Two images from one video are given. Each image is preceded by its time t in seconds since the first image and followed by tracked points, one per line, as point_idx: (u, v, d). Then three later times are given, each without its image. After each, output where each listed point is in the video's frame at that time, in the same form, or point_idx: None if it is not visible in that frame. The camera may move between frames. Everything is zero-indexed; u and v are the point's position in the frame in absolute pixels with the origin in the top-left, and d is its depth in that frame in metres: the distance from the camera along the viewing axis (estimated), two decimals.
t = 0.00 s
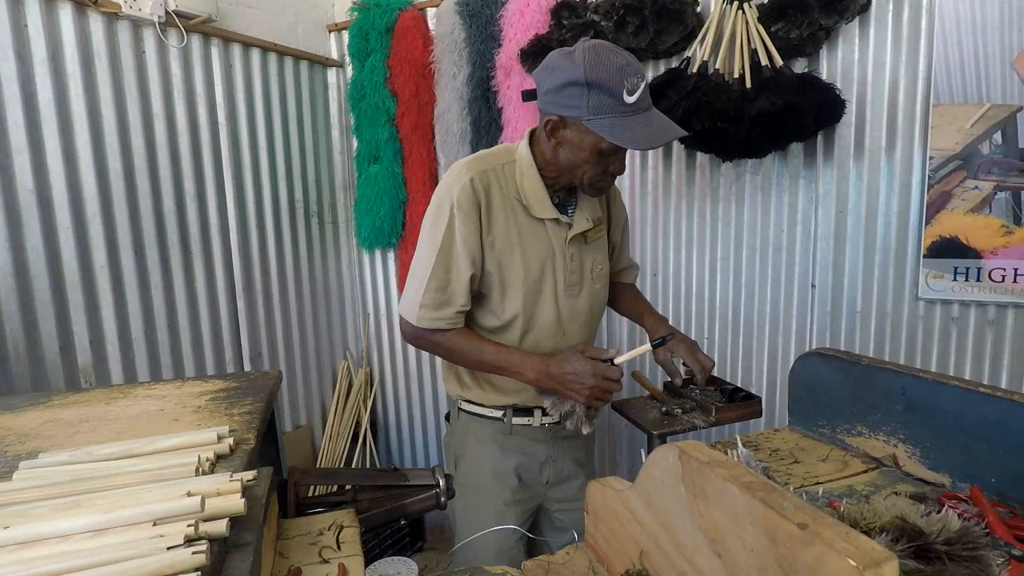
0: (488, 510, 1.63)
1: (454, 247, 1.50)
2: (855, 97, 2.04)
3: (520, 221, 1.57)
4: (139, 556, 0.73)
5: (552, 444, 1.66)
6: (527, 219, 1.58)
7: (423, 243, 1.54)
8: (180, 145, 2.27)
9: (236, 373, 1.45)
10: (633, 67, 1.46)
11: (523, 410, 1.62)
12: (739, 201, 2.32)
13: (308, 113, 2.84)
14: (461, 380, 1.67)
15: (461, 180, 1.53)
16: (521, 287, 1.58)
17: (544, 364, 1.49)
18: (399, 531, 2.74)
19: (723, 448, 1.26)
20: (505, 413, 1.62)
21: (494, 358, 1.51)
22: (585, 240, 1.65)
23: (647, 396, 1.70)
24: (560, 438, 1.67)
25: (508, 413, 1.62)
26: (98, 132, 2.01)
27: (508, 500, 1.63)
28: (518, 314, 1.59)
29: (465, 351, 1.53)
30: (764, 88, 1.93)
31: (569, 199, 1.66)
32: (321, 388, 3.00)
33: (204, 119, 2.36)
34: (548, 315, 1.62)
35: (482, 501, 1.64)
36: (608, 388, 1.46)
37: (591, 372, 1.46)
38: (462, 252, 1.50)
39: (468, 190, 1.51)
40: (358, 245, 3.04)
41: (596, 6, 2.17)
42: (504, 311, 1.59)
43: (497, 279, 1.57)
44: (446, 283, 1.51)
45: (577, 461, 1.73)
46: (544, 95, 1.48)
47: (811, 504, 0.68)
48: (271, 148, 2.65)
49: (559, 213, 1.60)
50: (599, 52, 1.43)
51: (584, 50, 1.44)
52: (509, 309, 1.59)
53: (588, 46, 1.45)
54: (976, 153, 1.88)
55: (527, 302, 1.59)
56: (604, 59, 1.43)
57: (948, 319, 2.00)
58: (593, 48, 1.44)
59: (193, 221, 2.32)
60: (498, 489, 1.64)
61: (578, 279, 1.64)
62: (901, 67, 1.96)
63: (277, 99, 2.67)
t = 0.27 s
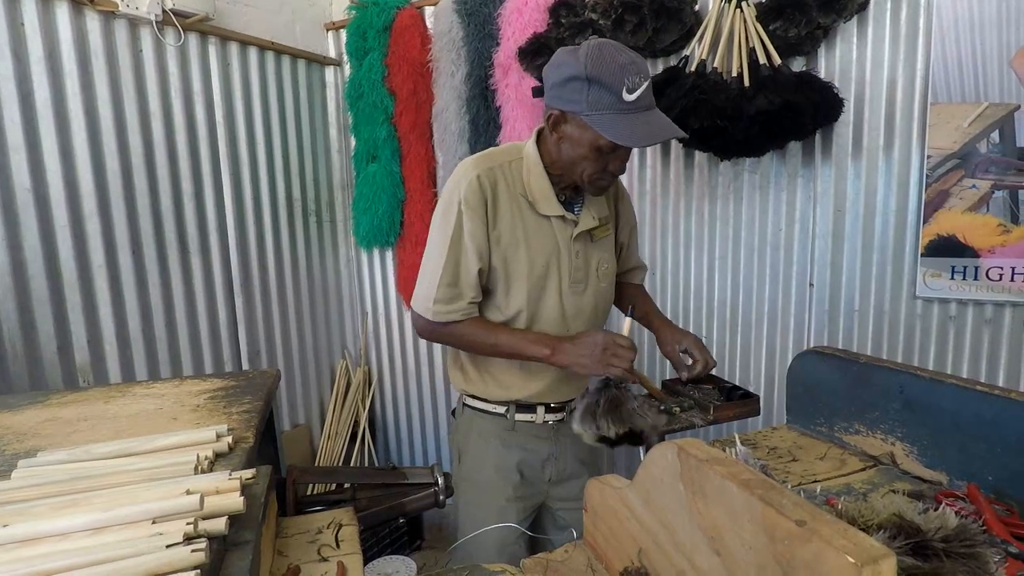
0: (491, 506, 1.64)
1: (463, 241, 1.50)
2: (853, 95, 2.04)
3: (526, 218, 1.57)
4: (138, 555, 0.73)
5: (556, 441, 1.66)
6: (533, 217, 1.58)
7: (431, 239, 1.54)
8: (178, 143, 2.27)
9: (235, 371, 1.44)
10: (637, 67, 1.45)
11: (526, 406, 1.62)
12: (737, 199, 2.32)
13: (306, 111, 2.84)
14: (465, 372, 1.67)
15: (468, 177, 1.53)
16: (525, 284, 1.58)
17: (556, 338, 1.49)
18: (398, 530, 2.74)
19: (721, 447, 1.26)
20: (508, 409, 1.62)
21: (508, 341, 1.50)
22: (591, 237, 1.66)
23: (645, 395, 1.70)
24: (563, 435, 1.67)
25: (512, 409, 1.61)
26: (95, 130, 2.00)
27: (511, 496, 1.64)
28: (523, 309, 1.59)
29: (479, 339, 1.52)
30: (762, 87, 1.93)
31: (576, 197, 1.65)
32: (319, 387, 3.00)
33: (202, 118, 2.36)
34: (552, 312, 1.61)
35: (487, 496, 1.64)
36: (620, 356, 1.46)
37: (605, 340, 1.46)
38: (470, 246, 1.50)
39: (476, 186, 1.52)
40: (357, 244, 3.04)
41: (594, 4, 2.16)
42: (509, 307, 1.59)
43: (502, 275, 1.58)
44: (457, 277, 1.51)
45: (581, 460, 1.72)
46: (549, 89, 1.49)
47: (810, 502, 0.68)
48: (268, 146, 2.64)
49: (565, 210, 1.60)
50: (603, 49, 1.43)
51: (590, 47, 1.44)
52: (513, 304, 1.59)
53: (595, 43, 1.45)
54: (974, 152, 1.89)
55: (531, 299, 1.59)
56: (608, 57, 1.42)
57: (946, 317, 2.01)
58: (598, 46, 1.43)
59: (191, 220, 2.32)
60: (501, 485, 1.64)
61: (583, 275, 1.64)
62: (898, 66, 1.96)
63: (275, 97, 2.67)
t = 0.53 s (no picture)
0: (492, 506, 1.64)
1: (470, 239, 1.51)
2: (851, 96, 2.04)
3: (530, 219, 1.58)
4: (140, 556, 0.73)
5: (556, 442, 1.66)
6: (537, 218, 1.58)
7: (438, 236, 1.54)
8: (177, 142, 2.27)
9: (234, 372, 1.45)
10: (638, 68, 1.45)
11: (528, 406, 1.63)
12: (735, 200, 2.33)
13: (305, 111, 2.84)
14: (467, 369, 1.68)
15: (475, 175, 1.54)
16: (528, 284, 1.59)
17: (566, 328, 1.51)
18: (396, 530, 2.74)
19: (718, 448, 1.26)
20: (510, 409, 1.63)
21: (519, 331, 1.50)
22: (594, 240, 1.66)
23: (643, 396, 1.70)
24: (563, 435, 1.67)
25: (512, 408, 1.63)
26: (95, 130, 2.00)
27: (513, 495, 1.64)
28: (525, 309, 1.59)
29: (488, 334, 1.51)
30: (761, 88, 1.94)
31: (579, 201, 1.66)
32: (318, 387, 3.00)
33: (202, 117, 2.36)
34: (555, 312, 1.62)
35: (488, 496, 1.64)
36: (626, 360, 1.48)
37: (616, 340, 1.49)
38: (477, 244, 1.51)
39: (483, 185, 1.53)
40: (356, 244, 3.04)
41: (592, 5, 2.18)
42: (513, 306, 1.60)
43: (506, 273, 1.59)
44: (464, 274, 1.52)
45: (583, 460, 1.73)
46: (553, 95, 1.49)
47: (804, 503, 0.68)
48: (267, 145, 2.64)
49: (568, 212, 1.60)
50: (604, 52, 1.44)
51: (591, 50, 1.45)
52: (516, 304, 1.59)
53: (595, 47, 1.45)
54: (971, 153, 1.90)
55: (534, 299, 1.60)
56: (610, 60, 1.43)
57: (942, 318, 2.02)
58: (600, 49, 1.44)
59: (190, 219, 2.32)
60: (503, 484, 1.64)
61: (585, 278, 1.65)
62: (895, 68, 1.97)
63: (274, 97, 2.67)
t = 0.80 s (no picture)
0: (483, 505, 1.65)
1: (481, 233, 1.52)
2: (848, 100, 2.05)
3: (537, 220, 1.59)
4: (139, 556, 0.74)
5: (547, 442, 1.66)
6: (544, 220, 1.59)
7: (448, 227, 1.54)
8: (176, 143, 2.27)
9: (232, 373, 1.45)
10: (658, 79, 1.46)
11: (520, 407, 1.63)
12: (733, 202, 2.33)
13: (304, 112, 2.84)
14: (462, 367, 1.68)
15: (487, 170, 1.55)
16: (530, 282, 1.60)
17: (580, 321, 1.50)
18: (394, 532, 2.75)
19: (714, 449, 1.27)
20: (502, 409, 1.63)
21: (532, 326, 1.51)
22: (595, 247, 1.66)
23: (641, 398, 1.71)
24: (556, 436, 1.67)
25: (505, 408, 1.63)
26: (93, 130, 2.00)
27: (502, 496, 1.65)
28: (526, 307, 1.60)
29: (500, 330, 1.52)
30: (758, 91, 1.94)
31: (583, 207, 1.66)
32: (315, 387, 3.00)
33: (200, 117, 2.36)
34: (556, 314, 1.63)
35: (478, 496, 1.66)
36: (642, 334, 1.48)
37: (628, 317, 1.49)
38: (488, 239, 1.52)
39: (494, 181, 1.54)
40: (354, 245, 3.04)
41: (592, 8, 2.19)
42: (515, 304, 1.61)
43: (510, 271, 1.59)
44: (475, 267, 1.53)
45: (574, 461, 1.72)
46: (572, 101, 1.48)
47: (798, 505, 0.69)
48: (266, 146, 2.64)
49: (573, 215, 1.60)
50: (627, 62, 1.44)
51: (614, 59, 1.45)
52: (518, 302, 1.60)
53: (618, 56, 1.46)
54: (966, 157, 1.91)
55: (534, 299, 1.61)
56: (633, 70, 1.43)
57: (938, 320, 2.02)
58: (623, 58, 1.45)
59: (188, 220, 2.32)
60: (493, 484, 1.65)
61: (584, 282, 1.66)
62: (892, 72, 1.98)
63: (273, 97, 2.67)
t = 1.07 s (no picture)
0: (478, 508, 1.65)
1: (483, 235, 1.51)
2: (842, 104, 2.06)
3: (535, 222, 1.59)
4: (132, 560, 0.74)
5: (543, 445, 1.67)
6: (541, 222, 1.60)
7: (449, 229, 1.53)
8: (171, 144, 2.26)
9: (227, 375, 1.45)
10: (656, 84, 1.48)
11: (515, 409, 1.63)
12: (728, 206, 2.34)
13: (301, 114, 2.84)
14: (459, 373, 1.67)
15: (487, 173, 1.55)
16: (529, 285, 1.60)
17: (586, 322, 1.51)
18: (389, 534, 2.74)
19: (708, 452, 1.27)
20: (497, 412, 1.63)
21: (537, 328, 1.51)
22: (590, 250, 1.67)
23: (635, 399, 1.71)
24: (551, 439, 1.68)
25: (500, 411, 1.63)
26: (88, 132, 2.00)
27: (498, 498, 1.65)
28: (524, 307, 1.60)
29: (505, 333, 1.50)
30: (754, 95, 1.95)
31: (580, 209, 1.67)
32: (311, 390, 3.00)
33: (197, 118, 2.36)
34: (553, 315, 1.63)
35: (471, 498, 1.66)
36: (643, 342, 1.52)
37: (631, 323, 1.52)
38: (491, 242, 1.51)
39: (495, 183, 1.55)
40: (350, 247, 3.04)
41: (589, 12, 2.18)
42: (513, 306, 1.60)
43: (510, 274, 1.59)
44: (477, 270, 1.51)
45: (569, 463, 1.72)
46: (571, 98, 1.49)
47: (789, 507, 0.69)
48: (262, 147, 2.64)
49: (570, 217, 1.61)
50: (627, 63, 1.46)
51: (614, 60, 1.46)
52: (517, 303, 1.60)
53: (618, 57, 1.47)
54: (959, 161, 1.92)
55: (532, 301, 1.61)
56: (632, 71, 1.45)
57: (932, 322, 2.04)
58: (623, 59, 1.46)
59: (184, 222, 2.32)
60: (488, 487, 1.65)
61: (580, 284, 1.66)
62: (886, 76, 1.99)
63: (269, 99, 2.67)
